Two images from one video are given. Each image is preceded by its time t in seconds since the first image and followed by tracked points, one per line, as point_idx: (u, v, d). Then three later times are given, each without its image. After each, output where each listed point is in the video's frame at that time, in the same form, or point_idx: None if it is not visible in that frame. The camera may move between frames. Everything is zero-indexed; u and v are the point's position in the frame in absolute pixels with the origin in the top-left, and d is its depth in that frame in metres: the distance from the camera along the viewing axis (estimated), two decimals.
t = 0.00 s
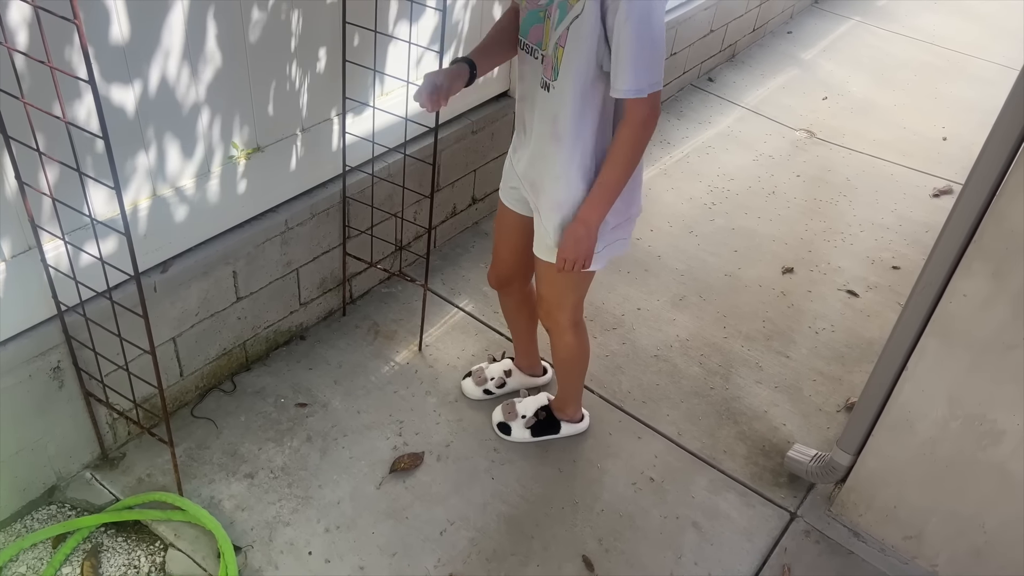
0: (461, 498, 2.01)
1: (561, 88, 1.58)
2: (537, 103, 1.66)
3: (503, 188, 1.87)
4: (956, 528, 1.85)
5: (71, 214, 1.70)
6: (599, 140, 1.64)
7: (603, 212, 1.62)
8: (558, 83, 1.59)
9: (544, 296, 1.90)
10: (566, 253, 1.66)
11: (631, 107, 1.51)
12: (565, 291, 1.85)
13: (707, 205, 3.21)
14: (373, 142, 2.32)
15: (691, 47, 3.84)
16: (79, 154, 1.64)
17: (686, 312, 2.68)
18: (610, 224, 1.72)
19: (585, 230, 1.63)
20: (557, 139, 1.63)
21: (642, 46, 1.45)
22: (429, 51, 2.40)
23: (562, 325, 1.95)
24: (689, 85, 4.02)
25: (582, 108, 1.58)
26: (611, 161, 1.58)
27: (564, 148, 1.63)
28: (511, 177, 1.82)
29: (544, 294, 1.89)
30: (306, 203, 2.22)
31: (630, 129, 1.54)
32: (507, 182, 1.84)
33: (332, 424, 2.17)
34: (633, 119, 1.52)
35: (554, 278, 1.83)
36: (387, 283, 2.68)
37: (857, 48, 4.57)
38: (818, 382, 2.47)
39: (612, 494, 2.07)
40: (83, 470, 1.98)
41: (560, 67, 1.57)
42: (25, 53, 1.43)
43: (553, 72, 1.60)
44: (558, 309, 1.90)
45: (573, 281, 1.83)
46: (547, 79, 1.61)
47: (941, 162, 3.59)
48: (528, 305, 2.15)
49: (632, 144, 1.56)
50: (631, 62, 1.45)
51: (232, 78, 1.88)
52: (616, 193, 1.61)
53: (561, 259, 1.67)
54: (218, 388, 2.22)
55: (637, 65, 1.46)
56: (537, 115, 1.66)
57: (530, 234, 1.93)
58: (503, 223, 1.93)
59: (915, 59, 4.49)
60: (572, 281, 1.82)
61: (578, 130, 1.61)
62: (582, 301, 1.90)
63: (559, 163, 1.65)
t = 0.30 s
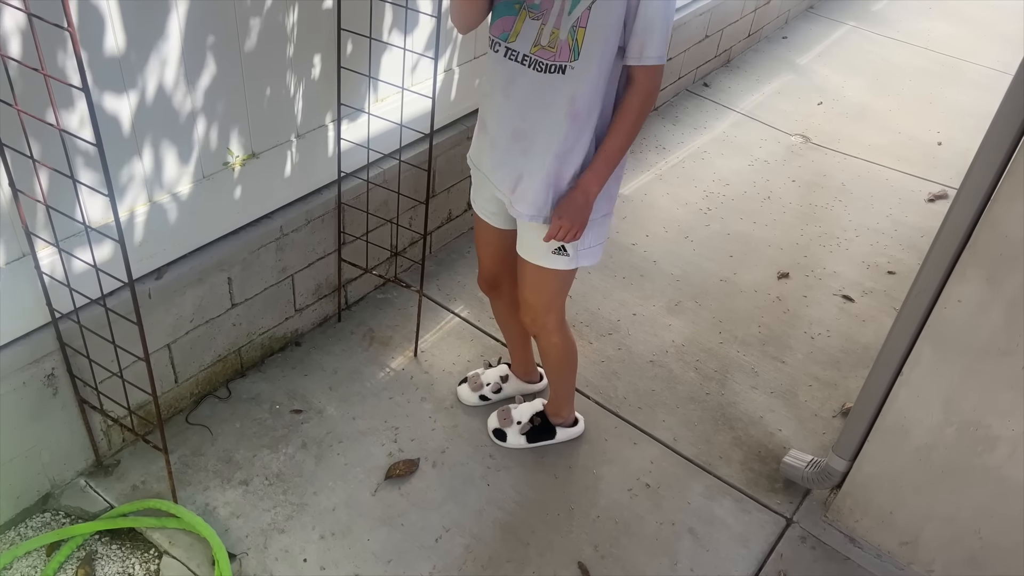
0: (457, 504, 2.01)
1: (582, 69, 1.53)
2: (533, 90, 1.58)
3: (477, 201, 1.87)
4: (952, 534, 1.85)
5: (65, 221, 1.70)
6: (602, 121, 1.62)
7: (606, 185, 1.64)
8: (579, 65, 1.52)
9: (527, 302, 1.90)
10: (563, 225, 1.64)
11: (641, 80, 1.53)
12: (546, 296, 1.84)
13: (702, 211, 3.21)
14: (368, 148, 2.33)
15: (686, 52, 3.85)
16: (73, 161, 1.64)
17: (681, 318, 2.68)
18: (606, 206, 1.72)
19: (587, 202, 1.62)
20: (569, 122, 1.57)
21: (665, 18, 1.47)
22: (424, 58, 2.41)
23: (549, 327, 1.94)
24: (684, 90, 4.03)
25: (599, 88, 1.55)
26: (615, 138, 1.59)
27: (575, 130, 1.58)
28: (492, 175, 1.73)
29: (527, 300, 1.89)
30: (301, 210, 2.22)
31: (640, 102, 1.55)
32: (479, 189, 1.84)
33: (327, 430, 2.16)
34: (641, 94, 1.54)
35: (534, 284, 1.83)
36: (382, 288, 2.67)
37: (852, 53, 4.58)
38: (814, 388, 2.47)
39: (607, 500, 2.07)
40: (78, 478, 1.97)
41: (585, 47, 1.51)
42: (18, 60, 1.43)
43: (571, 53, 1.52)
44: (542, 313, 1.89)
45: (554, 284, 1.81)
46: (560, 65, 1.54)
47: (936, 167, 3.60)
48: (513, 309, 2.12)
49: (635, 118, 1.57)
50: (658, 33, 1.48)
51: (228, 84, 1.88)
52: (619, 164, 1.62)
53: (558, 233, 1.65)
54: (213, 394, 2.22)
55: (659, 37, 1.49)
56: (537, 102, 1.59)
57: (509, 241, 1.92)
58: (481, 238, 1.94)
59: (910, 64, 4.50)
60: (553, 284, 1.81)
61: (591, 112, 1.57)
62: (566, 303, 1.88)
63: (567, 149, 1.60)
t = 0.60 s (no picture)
0: (457, 505, 2.01)
1: (581, 61, 1.53)
2: (533, 86, 1.58)
3: (464, 196, 1.85)
4: (951, 533, 1.85)
5: (64, 222, 1.70)
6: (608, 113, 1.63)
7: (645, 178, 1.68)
8: (572, 56, 1.53)
9: (522, 297, 1.89)
10: (626, 225, 1.72)
11: (644, 73, 1.55)
12: (542, 288, 1.84)
13: (701, 211, 3.21)
14: (367, 148, 2.33)
15: (685, 52, 3.85)
16: (72, 162, 1.64)
17: (681, 318, 2.68)
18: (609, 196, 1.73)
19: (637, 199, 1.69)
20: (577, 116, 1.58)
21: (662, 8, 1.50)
22: (423, 59, 2.41)
23: (546, 322, 1.93)
24: (683, 91, 4.04)
25: (604, 81, 1.56)
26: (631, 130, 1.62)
27: (586, 126, 1.59)
28: (489, 172, 1.70)
29: (522, 295, 1.89)
30: (300, 210, 2.21)
31: (648, 95, 1.58)
32: (469, 186, 1.82)
33: (327, 431, 2.16)
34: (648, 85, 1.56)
35: (528, 276, 1.82)
36: (381, 289, 2.67)
37: (851, 53, 4.58)
38: (814, 388, 2.47)
39: (607, 500, 2.06)
40: (77, 479, 1.97)
41: (578, 38, 1.52)
42: (18, 61, 1.43)
43: (564, 44, 1.53)
44: (538, 307, 1.89)
45: (549, 275, 1.81)
46: (553, 56, 1.55)
47: (935, 168, 3.60)
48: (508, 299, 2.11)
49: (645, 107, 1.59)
50: (659, 21, 1.50)
51: (228, 84, 1.88)
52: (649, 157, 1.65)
53: (624, 232, 1.73)
54: (212, 395, 2.22)
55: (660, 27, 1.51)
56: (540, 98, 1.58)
57: (504, 237, 1.92)
58: (474, 234, 1.94)
59: (909, 65, 4.51)
60: (549, 274, 1.80)
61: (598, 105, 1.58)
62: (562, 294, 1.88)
63: (580, 143, 1.60)
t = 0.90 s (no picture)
0: (457, 505, 2.01)
1: (577, 60, 1.53)
2: (531, 85, 1.58)
3: (468, 189, 1.85)
4: (953, 533, 1.85)
5: (64, 222, 1.70)
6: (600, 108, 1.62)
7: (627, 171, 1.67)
8: (568, 55, 1.53)
9: (523, 292, 1.89)
10: (601, 218, 1.71)
11: (637, 72, 1.54)
12: (542, 283, 1.83)
13: (702, 211, 3.21)
14: (368, 148, 2.33)
15: (685, 52, 3.85)
16: (73, 162, 1.64)
17: (682, 317, 2.67)
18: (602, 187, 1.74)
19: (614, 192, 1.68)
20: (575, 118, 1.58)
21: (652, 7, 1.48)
22: (423, 59, 2.41)
23: (547, 318, 1.93)
24: (684, 91, 4.03)
25: (602, 78, 1.56)
26: (619, 127, 1.61)
27: (585, 126, 1.58)
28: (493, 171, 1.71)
29: (523, 290, 1.88)
30: (300, 210, 2.21)
31: (639, 90, 1.56)
32: (473, 179, 1.82)
33: (327, 431, 2.16)
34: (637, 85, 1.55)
35: (529, 271, 1.82)
36: (382, 289, 2.67)
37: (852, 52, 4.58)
38: (814, 387, 2.46)
39: (608, 499, 2.06)
40: (77, 479, 1.97)
41: (574, 39, 1.51)
42: (18, 60, 1.42)
43: (559, 44, 1.53)
44: (538, 301, 1.88)
45: (550, 269, 1.80)
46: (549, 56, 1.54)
47: (936, 167, 3.59)
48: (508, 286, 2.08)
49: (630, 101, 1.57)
50: (649, 21, 1.49)
51: (228, 84, 1.88)
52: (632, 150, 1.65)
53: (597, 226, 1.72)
54: (213, 395, 2.22)
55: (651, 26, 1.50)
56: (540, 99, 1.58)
57: (507, 231, 1.92)
58: (478, 227, 1.94)
59: (910, 64, 4.50)
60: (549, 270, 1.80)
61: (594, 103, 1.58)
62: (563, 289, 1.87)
63: (578, 142, 1.60)
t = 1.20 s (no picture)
0: (460, 503, 2.01)
1: (544, 61, 1.54)
2: (510, 82, 1.62)
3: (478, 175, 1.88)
4: (956, 532, 1.84)
5: (67, 220, 1.70)
6: (578, 111, 1.60)
7: (598, 181, 1.62)
8: (538, 55, 1.55)
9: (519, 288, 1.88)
10: (571, 224, 1.68)
11: (608, 76, 1.50)
12: (537, 278, 1.82)
13: (705, 209, 3.20)
14: (369, 146, 2.32)
15: (688, 50, 3.84)
16: (74, 161, 1.64)
17: (684, 316, 2.67)
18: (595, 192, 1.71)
19: (586, 200, 1.64)
20: (543, 118, 1.58)
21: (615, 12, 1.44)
22: (425, 57, 2.41)
23: (543, 313, 1.92)
24: (687, 88, 4.02)
25: (568, 80, 1.55)
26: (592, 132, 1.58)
27: (553, 127, 1.58)
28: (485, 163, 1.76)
29: (518, 285, 1.87)
30: (302, 208, 2.21)
31: (611, 96, 1.52)
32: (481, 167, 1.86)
33: (329, 429, 2.16)
34: (610, 89, 1.51)
35: (524, 265, 1.81)
36: (384, 287, 2.67)
37: (855, 50, 4.57)
38: (817, 386, 2.46)
39: (611, 498, 2.06)
40: (80, 477, 1.97)
41: (541, 37, 1.53)
42: (20, 59, 1.42)
43: (532, 44, 1.55)
44: (533, 296, 1.87)
45: (545, 263, 1.79)
46: (523, 55, 1.57)
47: (939, 165, 3.58)
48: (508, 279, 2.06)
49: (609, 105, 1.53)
50: (606, 28, 1.44)
51: (229, 82, 1.87)
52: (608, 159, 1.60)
53: (568, 231, 1.69)
54: (215, 394, 2.22)
55: (614, 33, 1.45)
56: (516, 96, 1.61)
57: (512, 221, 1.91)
58: (488, 214, 1.94)
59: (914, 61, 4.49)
60: (544, 263, 1.79)
61: (564, 105, 1.57)
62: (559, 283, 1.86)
63: (544, 143, 1.60)
